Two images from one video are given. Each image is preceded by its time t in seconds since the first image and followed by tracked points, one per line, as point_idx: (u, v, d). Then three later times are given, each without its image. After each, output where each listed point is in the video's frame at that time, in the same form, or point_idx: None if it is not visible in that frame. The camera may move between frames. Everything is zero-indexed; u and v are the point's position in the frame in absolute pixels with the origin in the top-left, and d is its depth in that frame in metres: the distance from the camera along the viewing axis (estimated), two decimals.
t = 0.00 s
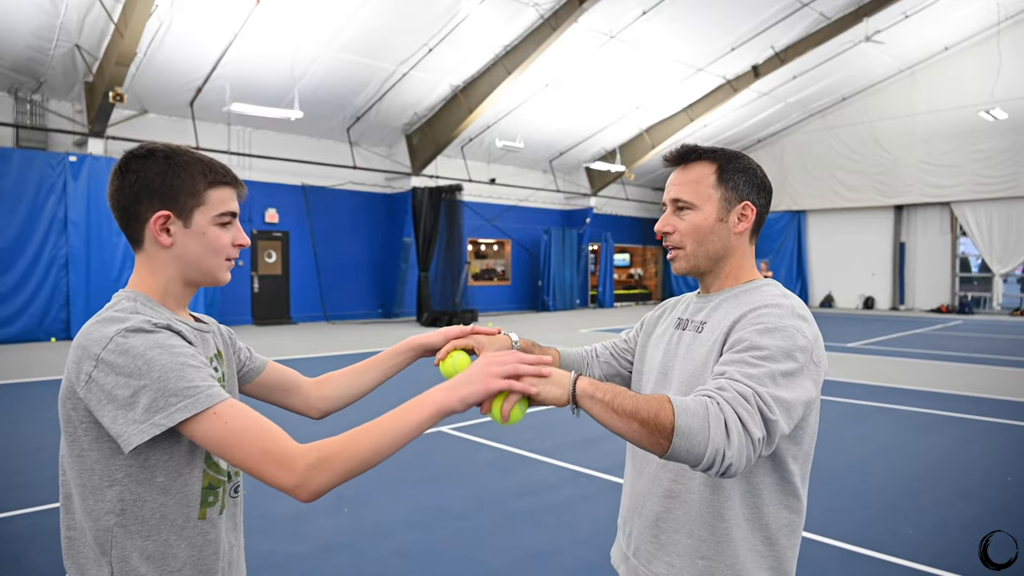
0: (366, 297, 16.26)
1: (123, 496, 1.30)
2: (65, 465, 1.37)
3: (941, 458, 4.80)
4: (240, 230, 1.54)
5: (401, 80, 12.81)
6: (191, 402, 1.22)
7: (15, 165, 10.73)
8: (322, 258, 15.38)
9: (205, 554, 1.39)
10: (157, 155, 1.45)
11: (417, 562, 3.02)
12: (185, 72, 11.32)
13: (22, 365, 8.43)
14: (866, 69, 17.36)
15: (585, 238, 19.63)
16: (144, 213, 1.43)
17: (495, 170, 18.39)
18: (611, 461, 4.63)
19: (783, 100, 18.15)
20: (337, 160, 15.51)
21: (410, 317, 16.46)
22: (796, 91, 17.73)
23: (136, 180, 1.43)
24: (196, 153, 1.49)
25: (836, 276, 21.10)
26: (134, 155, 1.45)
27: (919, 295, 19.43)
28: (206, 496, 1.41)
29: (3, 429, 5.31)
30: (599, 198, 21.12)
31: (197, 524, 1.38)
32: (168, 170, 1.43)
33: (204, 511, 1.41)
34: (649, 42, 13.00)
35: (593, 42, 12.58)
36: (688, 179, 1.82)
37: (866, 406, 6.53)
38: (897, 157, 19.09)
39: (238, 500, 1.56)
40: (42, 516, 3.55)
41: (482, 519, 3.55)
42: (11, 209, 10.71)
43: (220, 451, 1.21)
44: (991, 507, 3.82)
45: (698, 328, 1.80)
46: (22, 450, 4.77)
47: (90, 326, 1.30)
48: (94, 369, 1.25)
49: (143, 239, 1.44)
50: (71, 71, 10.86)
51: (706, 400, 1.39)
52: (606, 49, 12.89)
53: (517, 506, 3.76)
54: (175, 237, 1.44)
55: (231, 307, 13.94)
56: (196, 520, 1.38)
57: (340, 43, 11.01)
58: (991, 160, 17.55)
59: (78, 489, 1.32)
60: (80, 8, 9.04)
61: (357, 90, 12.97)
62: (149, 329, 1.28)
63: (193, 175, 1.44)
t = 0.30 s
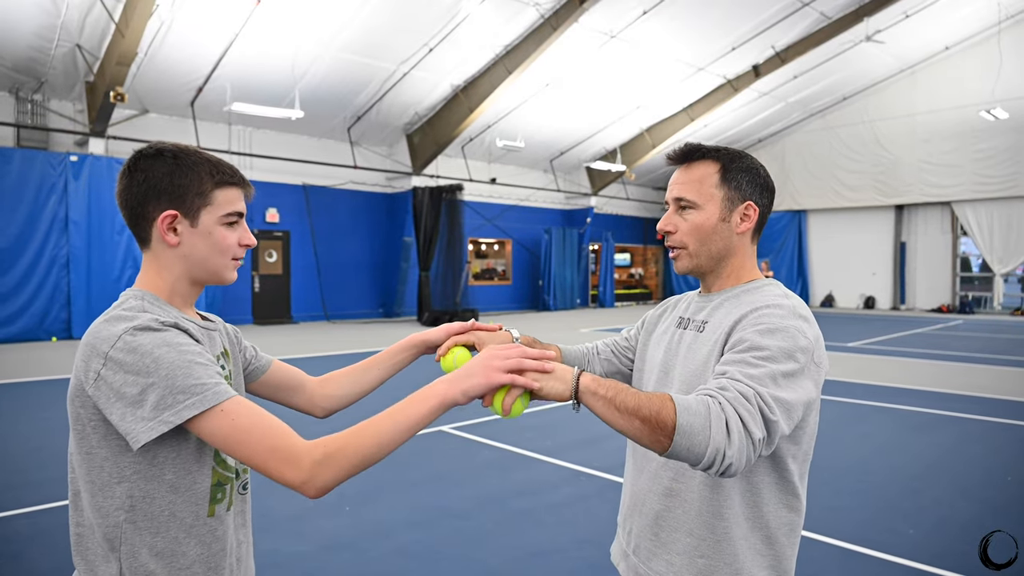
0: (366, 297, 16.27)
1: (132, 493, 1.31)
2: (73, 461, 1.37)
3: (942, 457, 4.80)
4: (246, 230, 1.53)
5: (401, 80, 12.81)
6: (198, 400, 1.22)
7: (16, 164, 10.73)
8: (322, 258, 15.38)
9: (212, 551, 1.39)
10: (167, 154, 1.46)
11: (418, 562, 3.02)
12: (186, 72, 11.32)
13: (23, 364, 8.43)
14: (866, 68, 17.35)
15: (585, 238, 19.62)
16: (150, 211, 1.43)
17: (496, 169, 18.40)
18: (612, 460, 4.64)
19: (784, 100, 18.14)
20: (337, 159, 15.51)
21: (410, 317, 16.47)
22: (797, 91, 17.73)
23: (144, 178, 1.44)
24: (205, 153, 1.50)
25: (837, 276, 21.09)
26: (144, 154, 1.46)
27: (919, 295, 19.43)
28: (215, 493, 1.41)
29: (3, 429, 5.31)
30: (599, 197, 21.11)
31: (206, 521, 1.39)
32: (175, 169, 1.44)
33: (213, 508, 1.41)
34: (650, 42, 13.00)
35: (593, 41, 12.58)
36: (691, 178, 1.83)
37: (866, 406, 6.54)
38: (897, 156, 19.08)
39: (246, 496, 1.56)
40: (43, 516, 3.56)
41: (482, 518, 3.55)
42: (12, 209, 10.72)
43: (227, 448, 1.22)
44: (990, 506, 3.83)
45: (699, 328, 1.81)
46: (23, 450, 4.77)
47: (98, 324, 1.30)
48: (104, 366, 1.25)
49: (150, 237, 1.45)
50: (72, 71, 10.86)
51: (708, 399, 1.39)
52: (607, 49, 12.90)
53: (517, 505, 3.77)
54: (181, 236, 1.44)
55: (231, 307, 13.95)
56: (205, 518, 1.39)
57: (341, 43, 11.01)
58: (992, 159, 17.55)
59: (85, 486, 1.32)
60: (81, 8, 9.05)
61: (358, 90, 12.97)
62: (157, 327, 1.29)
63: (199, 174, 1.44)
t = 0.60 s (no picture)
0: (366, 296, 16.26)
1: (138, 493, 1.31)
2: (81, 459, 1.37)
3: (943, 456, 4.80)
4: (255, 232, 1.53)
5: (402, 79, 12.81)
6: (204, 406, 1.22)
7: (17, 163, 10.73)
8: (323, 257, 15.38)
9: (215, 551, 1.40)
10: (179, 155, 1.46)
11: (419, 561, 3.01)
12: (186, 71, 11.31)
13: (23, 364, 8.43)
14: (868, 67, 17.33)
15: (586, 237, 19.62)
16: (161, 211, 1.43)
17: (496, 169, 18.40)
18: (613, 459, 4.64)
19: (785, 99, 18.13)
20: (338, 159, 15.50)
21: (411, 316, 16.49)
22: (798, 90, 17.71)
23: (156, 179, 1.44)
24: (215, 154, 1.49)
25: (837, 275, 21.08)
26: (157, 155, 1.46)
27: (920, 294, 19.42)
28: (219, 492, 1.41)
29: (4, 428, 5.32)
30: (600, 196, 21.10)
31: (210, 520, 1.39)
32: (187, 171, 1.44)
33: (217, 507, 1.41)
34: (651, 41, 13.00)
35: (594, 40, 12.57)
36: (689, 176, 1.82)
37: (867, 405, 6.53)
38: (898, 156, 19.07)
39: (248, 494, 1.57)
40: (44, 515, 3.56)
41: (483, 518, 3.54)
42: (13, 209, 10.73)
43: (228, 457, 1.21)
44: (991, 505, 3.83)
45: (698, 327, 1.81)
46: (23, 449, 4.76)
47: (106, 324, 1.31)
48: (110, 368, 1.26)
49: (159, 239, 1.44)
50: (73, 70, 10.86)
51: (712, 405, 1.38)
52: (607, 48, 12.90)
53: (518, 505, 3.76)
54: (190, 237, 1.44)
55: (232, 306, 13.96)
56: (210, 517, 1.39)
57: (341, 42, 11.01)
58: (993, 159, 17.55)
59: (93, 485, 1.33)
60: (81, 7, 9.05)
61: (358, 89, 12.96)
62: (167, 328, 1.29)
63: (210, 175, 1.44)
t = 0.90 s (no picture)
0: (366, 296, 16.26)
1: None
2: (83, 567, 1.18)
3: (943, 457, 4.80)
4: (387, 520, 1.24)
5: (402, 79, 12.80)
6: None
7: (16, 163, 10.71)
8: (323, 257, 15.37)
9: None
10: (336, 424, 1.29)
11: (418, 562, 3.01)
12: (187, 70, 11.31)
13: (23, 364, 8.42)
14: (868, 67, 17.34)
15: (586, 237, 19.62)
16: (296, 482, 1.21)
17: (497, 169, 18.41)
18: (614, 459, 4.64)
19: (785, 99, 18.12)
20: (338, 158, 15.50)
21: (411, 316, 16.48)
22: (798, 90, 17.72)
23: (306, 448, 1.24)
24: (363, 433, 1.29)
25: (837, 275, 21.08)
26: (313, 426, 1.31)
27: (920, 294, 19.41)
28: None
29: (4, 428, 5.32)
30: (600, 196, 21.10)
31: None
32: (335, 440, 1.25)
33: None
34: (651, 40, 13.00)
35: (594, 40, 12.58)
36: (685, 179, 1.81)
37: (868, 405, 6.54)
38: (898, 156, 19.07)
39: None
40: (43, 515, 3.56)
41: (484, 517, 3.55)
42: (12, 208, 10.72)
43: None
44: (992, 506, 3.83)
45: (699, 328, 1.81)
46: (22, 449, 4.75)
47: None
48: None
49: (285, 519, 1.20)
50: (73, 70, 10.87)
51: (715, 411, 1.38)
52: (607, 48, 12.90)
53: (518, 505, 3.76)
54: (319, 517, 1.20)
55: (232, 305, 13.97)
56: None
57: (342, 42, 11.01)
58: (993, 159, 17.56)
59: None
60: (82, 6, 9.06)
61: (358, 89, 12.97)
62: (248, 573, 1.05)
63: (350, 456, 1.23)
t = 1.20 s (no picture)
0: (367, 296, 16.25)
1: None
2: None
3: (944, 456, 4.80)
4: None
5: (403, 79, 12.80)
6: None
7: (17, 163, 10.73)
8: (324, 256, 15.37)
9: None
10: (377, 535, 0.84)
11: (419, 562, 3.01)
12: (188, 71, 11.34)
13: (24, 364, 8.43)
14: (869, 67, 17.34)
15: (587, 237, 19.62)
16: None
17: (498, 169, 18.43)
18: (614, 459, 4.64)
19: (785, 99, 18.11)
20: (339, 159, 15.51)
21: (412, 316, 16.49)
22: (799, 90, 17.72)
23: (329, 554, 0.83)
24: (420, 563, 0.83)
25: (839, 275, 21.06)
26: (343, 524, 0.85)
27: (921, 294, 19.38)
28: None
29: (5, 428, 5.32)
30: (601, 196, 21.09)
31: None
32: None
33: None
34: (651, 40, 13.00)
35: (595, 40, 12.58)
36: (676, 189, 1.76)
37: (869, 405, 6.53)
38: (899, 156, 19.07)
39: None
40: (45, 515, 3.56)
41: (484, 518, 3.54)
42: (13, 208, 10.73)
43: None
44: (993, 505, 3.83)
45: (699, 331, 1.75)
46: (23, 449, 4.76)
47: None
48: None
49: None
50: (75, 70, 10.89)
51: (755, 445, 1.32)
52: (608, 48, 12.90)
53: (519, 505, 3.76)
54: None
55: (233, 305, 13.99)
56: None
57: (342, 42, 11.02)
58: (994, 159, 17.55)
59: None
60: (83, 6, 9.08)
61: (359, 89, 12.99)
62: None
63: None
